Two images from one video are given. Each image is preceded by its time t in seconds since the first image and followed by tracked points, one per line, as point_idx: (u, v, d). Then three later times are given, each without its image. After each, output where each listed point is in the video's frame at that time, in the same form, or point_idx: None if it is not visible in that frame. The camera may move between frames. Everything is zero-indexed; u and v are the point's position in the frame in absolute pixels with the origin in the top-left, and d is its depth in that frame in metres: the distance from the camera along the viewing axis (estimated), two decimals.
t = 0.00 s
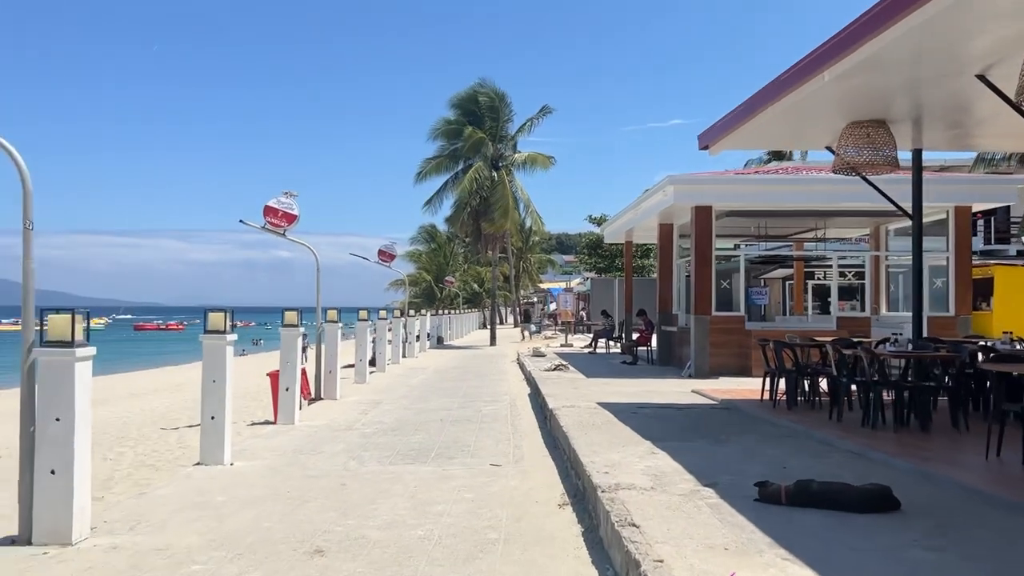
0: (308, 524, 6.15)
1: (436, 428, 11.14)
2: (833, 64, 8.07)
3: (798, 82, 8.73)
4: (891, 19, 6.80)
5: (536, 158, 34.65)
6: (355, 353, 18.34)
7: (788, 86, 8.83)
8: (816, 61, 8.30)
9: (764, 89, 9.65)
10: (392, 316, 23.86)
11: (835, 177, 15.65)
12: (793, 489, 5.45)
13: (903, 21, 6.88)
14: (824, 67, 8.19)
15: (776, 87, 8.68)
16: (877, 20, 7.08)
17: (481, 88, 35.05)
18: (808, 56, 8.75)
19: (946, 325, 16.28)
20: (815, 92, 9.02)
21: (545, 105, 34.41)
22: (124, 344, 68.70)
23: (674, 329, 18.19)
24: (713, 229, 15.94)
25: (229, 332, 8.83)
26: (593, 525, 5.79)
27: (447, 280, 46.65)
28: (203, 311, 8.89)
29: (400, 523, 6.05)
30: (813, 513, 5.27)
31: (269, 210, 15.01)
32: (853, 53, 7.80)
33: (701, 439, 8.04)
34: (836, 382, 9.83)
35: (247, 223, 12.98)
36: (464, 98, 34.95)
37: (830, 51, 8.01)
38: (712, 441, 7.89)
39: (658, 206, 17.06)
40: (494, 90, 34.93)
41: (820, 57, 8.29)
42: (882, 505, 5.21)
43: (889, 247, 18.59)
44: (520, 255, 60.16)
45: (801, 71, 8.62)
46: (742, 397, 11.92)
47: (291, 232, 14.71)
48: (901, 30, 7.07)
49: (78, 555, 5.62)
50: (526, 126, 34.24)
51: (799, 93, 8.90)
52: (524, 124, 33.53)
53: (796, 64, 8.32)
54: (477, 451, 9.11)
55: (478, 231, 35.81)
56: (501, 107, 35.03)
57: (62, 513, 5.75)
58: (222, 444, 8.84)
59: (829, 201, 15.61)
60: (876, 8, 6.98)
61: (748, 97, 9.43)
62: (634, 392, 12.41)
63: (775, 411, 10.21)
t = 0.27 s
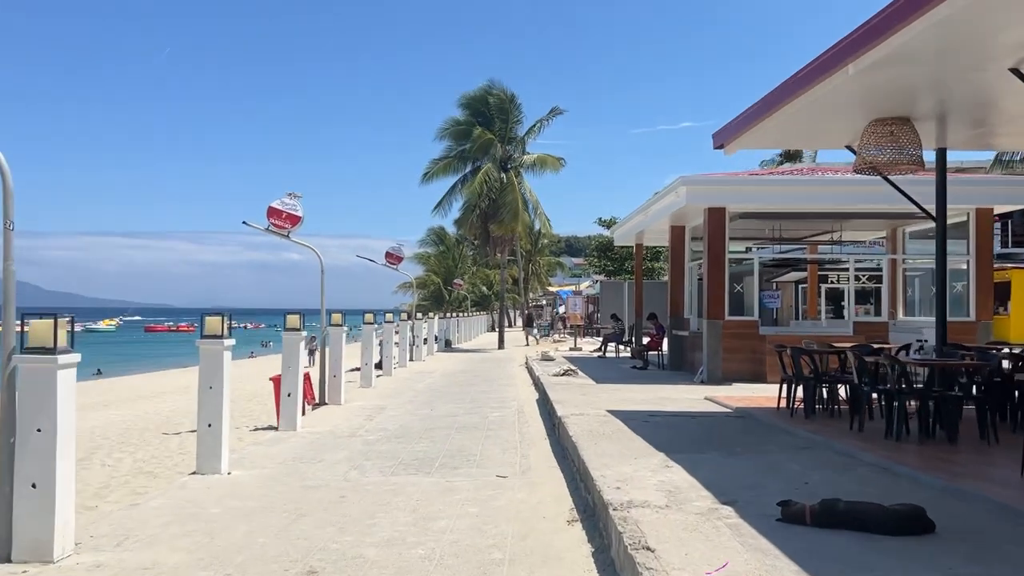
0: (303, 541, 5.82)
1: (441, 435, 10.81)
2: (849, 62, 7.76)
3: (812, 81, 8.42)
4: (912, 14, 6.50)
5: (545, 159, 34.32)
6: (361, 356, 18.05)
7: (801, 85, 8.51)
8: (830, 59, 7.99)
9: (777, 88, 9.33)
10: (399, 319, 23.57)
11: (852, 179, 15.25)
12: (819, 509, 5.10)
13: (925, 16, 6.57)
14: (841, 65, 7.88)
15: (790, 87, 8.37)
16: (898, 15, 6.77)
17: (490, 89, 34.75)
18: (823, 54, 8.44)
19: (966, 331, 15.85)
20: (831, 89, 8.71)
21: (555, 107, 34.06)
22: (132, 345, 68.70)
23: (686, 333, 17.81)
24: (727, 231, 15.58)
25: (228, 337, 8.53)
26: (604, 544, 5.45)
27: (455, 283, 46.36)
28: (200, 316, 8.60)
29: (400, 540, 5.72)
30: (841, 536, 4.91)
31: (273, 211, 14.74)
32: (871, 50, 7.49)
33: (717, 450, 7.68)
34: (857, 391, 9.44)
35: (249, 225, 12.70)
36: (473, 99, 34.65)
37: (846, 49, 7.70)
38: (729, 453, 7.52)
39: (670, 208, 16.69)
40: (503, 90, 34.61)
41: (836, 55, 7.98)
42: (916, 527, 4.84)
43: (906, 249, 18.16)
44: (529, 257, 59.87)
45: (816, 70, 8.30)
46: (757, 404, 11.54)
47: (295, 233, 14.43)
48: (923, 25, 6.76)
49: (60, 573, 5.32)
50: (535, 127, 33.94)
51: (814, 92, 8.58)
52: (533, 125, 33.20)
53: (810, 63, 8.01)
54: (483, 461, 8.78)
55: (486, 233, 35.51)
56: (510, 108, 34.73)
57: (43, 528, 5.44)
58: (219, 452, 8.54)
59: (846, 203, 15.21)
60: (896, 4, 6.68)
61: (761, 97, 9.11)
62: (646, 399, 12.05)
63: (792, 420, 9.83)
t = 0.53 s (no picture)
0: (301, 555, 5.50)
1: (449, 440, 10.48)
2: (870, 57, 7.48)
3: (831, 77, 8.14)
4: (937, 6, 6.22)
5: (556, 159, 33.96)
6: (369, 358, 17.74)
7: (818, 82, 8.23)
8: (850, 54, 7.71)
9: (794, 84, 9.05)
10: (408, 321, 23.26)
11: (871, 177, 14.85)
12: (853, 525, 4.73)
13: (951, 7, 6.29)
14: (860, 61, 7.60)
15: (808, 84, 8.09)
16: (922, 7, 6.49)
17: (499, 88, 34.44)
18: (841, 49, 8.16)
19: (989, 333, 15.41)
20: (850, 85, 8.42)
21: (565, 104, 33.74)
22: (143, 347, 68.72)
23: (700, 335, 17.42)
24: (742, 230, 15.19)
25: (227, 339, 8.23)
26: (620, 562, 5.10)
27: (465, 284, 46.06)
28: (198, 317, 8.31)
29: (404, 555, 5.39)
30: (877, 555, 4.55)
31: (279, 210, 14.45)
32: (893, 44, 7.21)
33: (737, 459, 7.32)
34: (882, 396, 9.05)
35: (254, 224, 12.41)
36: (482, 98, 34.35)
37: (865, 43, 7.42)
38: (750, 462, 7.15)
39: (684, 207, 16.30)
40: (513, 89, 34.30)
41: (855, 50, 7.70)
42: (959, 546, 4.48)
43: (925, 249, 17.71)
44: (539, 258, 59.53)
45: (834, 64, 8.03)
46: (776, 409, 11.15)
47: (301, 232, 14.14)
48: (948, 17, 6.48)
49: None
50: (546, 127, 33.61)
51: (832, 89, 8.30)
52: (544, 124, 32.88)
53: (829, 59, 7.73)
54: (492, 468, 8.44)
55: (496, 234, 35.18)
56: (520, 107, 34.40)
57: (25, 542, 5.14)
58: (218, 458, 8.24)
59: (865, 201, 14.80)
60: None
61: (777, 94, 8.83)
62: (660, 403, 11.69)
63: (814, 426, 9.44)
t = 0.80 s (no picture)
0: None
1: (457, 448, 10.16)
2: (886, 57, 7.26)
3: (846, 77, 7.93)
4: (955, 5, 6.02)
5: (566, 160, 33.64)
6: (376, 363, 17.44)
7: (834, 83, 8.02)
8: (865, 54, 7.49)
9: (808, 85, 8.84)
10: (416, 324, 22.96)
11: (891, 177, 14.46)
12: (890, 550, 4.37)
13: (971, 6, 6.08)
14: (876, 61, 7.40)
15: (823, 85, 7.89)
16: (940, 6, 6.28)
17: (509, 89, 34.15)
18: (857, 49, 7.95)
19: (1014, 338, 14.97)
20: (866, 85, 8.21)
21: (573, 103, 33.48)
22: (153, 350, 68.66)
23: (715, 340, 17.06)
24: (759, 232, 14.82)
25: (227, 344, 7.94)
26: None
27: (475, 287, 45.76)
28: (197, 322, 8.02)
29: None
30: None
31: (284, 212, 14.17)
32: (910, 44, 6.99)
33: (758, 472, 6.95)
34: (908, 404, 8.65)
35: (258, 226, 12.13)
36: (491, 100, 34.04)
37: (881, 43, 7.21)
38: (773, 475, 6.79)
39: (698, 208, 15.92)
40: (521, 91, 34.00)
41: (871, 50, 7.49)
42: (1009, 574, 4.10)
43: (946, 252, 17.26)
44: (549, 261, 59.27)
45: (854, 62, 7.72)
46: (796, 417, 10.77)
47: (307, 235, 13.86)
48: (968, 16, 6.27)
49: None
50: (556, 128, 33.30)
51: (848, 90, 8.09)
52: (553, 125, 32.57)
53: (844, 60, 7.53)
54: (500, 480, 8.11)
55: (505, 237, 34.88)
56: (530, 108, 34.09)
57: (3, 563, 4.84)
58: (217, 469, 7.94)
59: (885, 202, 14.39)
60: None
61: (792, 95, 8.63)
62: (675, 410, 11.33)
63: (836, 436, 9.07)
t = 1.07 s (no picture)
0: None
1: (463, 454, 9.84)
2: (897, 56, 7.12)
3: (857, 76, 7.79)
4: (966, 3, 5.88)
5: (575, 160, 33.30)
6: (382, 366, 17.13)
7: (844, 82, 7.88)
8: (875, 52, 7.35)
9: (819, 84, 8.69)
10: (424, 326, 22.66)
11: (910, 175, 14.05)
12: (930, 571, 4.01)
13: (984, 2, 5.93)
14: (901, 51, 7.03)
15: (833, 86, 7.75)
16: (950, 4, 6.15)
17: (517, 89, 33.82)
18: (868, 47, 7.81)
19: None
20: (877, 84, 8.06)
21: (582, 102, 33.17)
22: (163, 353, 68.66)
23: (728, 342, 16.68)
24: (773, 231, 14.44)
25: (224, 346, 7.65)
26: None
27: (484, 289, 45.46)
28: (192, 323, 7.73)
29: None
30: None
31: (288, 211, 13.90)
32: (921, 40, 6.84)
33: (779, 482, 6.60)
34: (935, 410, 8.26)
35: (260, 226, 11.84)
36: (499, 101, 33.73)
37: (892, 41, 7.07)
38: (794, 486, 6.44)
39: (711, 207, 15.55)
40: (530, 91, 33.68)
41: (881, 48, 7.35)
42: None
43: (966, 253, 16.81)
44: (559, 262, 58.93)
45: (877, 52, 7.35)
46: (814, 422, 10.39)
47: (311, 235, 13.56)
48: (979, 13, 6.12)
49: None
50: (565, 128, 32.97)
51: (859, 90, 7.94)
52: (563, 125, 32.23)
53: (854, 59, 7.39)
54: (508, 488, 7.78)
55: (515, 238, 34.56)
56: (539, 108, 33.75)
57: None
58: (213, 476, 7.65)
59: (905, 201, 13.99)
60: None
61: (802, 95, 8.48)
62: (689, 415, 10.96)
63: (857, 442, 8.69)
